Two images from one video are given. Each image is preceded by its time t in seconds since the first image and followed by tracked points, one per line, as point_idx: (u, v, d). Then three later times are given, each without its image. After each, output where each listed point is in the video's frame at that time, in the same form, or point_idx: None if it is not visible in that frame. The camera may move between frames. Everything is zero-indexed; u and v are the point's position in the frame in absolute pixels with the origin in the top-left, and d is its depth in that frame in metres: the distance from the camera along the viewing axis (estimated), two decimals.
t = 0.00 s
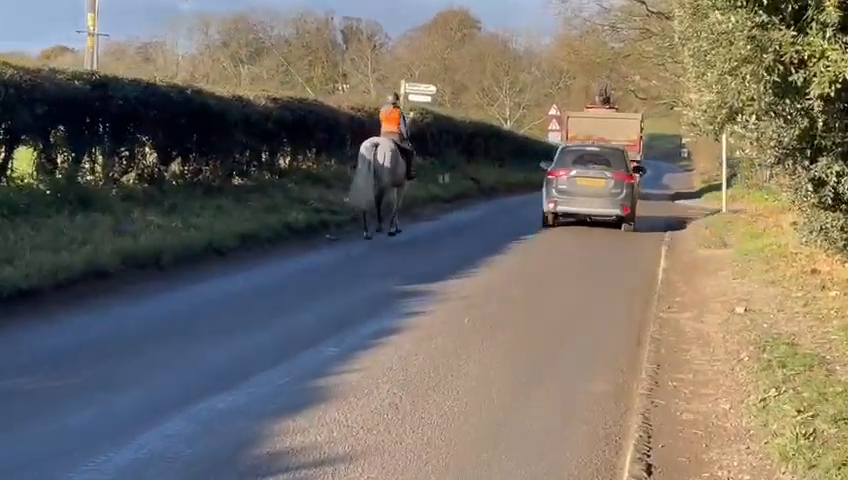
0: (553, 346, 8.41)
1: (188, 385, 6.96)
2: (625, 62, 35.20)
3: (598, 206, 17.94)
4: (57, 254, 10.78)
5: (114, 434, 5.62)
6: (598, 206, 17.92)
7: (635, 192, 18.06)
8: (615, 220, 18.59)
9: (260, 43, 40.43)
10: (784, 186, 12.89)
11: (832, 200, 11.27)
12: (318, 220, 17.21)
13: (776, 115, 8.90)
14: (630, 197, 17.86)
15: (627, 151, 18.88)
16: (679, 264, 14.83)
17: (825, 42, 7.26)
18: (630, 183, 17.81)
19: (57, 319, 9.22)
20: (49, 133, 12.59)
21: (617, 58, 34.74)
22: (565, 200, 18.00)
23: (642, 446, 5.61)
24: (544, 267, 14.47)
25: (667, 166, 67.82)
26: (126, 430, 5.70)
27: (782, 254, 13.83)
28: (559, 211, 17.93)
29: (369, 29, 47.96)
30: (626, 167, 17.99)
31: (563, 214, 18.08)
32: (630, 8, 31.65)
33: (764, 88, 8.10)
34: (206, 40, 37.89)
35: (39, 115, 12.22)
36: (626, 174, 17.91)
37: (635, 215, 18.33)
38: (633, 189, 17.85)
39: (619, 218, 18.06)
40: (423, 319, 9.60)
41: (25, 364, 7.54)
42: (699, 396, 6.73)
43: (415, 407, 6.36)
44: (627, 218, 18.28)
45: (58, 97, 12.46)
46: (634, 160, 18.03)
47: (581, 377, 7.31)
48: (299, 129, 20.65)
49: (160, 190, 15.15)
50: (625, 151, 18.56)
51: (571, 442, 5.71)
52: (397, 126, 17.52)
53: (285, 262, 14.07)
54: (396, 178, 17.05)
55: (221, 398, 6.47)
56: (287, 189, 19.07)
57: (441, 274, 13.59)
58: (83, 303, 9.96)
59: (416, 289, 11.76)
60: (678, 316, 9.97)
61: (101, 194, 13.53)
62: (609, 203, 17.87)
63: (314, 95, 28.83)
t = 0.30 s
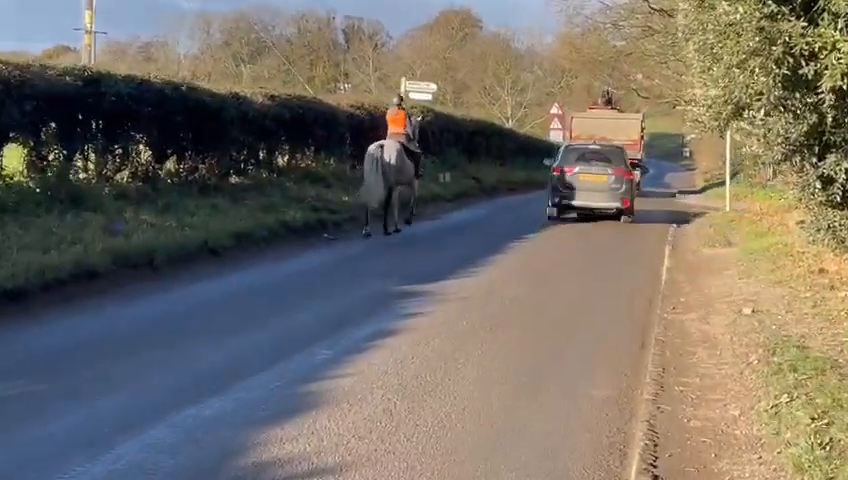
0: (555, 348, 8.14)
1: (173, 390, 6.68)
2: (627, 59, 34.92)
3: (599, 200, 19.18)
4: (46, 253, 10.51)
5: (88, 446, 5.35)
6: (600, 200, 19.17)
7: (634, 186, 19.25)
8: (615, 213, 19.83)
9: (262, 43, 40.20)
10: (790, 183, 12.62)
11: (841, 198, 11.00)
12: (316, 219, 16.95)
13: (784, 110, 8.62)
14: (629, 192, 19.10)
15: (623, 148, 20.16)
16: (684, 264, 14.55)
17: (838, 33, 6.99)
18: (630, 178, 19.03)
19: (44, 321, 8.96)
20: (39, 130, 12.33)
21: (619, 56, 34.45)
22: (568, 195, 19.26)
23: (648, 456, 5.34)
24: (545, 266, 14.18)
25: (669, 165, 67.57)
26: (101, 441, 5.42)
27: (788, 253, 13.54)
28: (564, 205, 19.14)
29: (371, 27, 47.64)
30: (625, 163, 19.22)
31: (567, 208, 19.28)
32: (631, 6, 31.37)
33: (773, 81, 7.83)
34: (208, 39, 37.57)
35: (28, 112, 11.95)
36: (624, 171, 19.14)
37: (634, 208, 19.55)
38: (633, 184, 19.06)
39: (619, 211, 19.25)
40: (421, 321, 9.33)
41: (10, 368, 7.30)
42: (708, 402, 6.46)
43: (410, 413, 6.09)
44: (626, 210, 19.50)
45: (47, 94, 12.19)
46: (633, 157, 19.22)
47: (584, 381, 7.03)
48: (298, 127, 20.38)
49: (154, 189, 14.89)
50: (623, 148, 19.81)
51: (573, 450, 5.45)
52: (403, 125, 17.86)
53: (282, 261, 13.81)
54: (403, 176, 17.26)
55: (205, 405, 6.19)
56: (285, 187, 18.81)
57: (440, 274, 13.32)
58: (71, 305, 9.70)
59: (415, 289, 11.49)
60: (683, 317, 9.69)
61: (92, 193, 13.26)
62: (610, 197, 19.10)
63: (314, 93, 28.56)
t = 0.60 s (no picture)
0: (550, 357, 7.86)
1: (149, 403, 6.39)
2: (626, 60, 34.59)
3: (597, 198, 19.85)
4: (27, 259, 10.22)
5: (55, 462, 5.11)
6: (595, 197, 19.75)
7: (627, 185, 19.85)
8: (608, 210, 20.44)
9: (260, 45, 39.93)
10: (790, 186, 12.35)
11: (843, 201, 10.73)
12: (309, 222, 16.67)
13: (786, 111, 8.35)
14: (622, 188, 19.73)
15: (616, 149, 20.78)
16: (683, 268, 14.27)
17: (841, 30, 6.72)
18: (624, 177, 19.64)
19: (23, 329, 8.69)
20: (21, 132, 12.05)
21: (618, 57, 34.15)
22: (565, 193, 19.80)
23: (647, 474, 5.05)
24: (541, 270, 13.89)
25: (668, 167, 67.27)
26: (71, 459, 5.17)
27: (789, 257, 13.27)
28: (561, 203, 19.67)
29: (369, 30, 47.30)
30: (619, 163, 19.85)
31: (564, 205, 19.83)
32: (630, 7, 31.06)
33: (775, 81, 7.57)
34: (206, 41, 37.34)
35: (11, 113, 11.67)
36: (618, 170, 19.74)
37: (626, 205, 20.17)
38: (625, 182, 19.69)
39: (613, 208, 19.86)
40: (413, 328, 9.05)
41: None
42: (708, 415, 6.18)
43: (396, 427, 5.81)
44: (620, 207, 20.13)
45: (30, 94, 11.91)
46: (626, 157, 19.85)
47: (580, 393, 6.75)
48: (292, 128, 20.09)
49: (143, 191, 14.61)
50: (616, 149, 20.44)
51: (567, 469, 5.17)
52: (406, 125, 18.18)
53: (273, 266, 13.53)
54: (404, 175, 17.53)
55: (181, 419, 5.91)
56: (278, 190, 18.52)
57: (434, 278, 13.04)
58: (52, 312, 9.42)
59: (407, 295, 11.21)
60: (682, 325, 9.39)
61: (78, 196, 12.99)
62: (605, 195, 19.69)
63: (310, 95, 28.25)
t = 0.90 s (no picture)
0: (538, 366, 7.62)
1: (116, 416, 6.13)
2: (622, 63, 34.32)
3: (588, 197, 20.69)
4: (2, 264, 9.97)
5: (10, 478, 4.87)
6: (586, 196, 20.86)
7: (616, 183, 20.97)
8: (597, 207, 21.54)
9: (256, 48, 39.65)
10: (787, 188, 12.10)
11: (841, 205, 10.48)
12: (298, 225, 16.42)
13: (782, 112, 8.09)
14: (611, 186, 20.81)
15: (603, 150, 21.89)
16: (678, 272, 14.00)
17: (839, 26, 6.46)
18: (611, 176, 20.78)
19: None
20: None
21: (614, 58, 33.82)
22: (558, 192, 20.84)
23: None
24: (534, 275, 13.64)
25: (667, 169, 66.91)
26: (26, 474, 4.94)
27: (786, 261, 13.01)
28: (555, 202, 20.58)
29: (366, 32, 46.98)
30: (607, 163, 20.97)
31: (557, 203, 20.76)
32: (626, 8, 30.74)
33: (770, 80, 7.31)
34: (204, 45, 37.69)
35: None
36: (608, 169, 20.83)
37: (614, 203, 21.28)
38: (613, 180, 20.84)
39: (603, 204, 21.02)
40: (397, 336, 8.80)
41: None
42: (698, 429, 5.92)
43: (371, 443, 5.55)
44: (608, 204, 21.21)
45: (9, 96, 11.67)
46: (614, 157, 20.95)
47: (566, 404, 6.48)
48: (282, 131, 19.84)
49: (127, 194, 14.35)
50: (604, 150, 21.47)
51: None
52: (405, 127, 17.78)
53: (260, 270, 13.28)
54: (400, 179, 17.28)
55: (149, 433, 5.67)
56: (268, 193, 18.26)
57: (423, 283, 12.79)
58: (27, 318, 9.16)
59: (395, 301, 10.95)
60: (675, 332, 9.13)
61: (58, 199, 12.72)
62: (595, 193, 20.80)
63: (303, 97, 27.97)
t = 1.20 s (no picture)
0: (528, 379, 7.38)
1: (88, 433, 5.90)
2: (618, 67, 34.09)
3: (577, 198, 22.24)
4: None
5: None
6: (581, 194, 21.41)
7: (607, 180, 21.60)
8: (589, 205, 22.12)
9: (251, 51, 39.36)
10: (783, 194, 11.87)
11: (838, 211, 10.25)
12: (287, 231, 16.17)
13: (778, 118, 7.86)
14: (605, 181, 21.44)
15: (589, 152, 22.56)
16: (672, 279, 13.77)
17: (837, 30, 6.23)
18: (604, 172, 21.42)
19: None
20: None
21: (610, 62, 33.59)
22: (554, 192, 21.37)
23: None
24: (525, 282, 13.40)
25: (662, 173, 66.64)
26: None
27: (782, 268, 12.78)
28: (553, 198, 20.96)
29: (361, 36, 46.70)
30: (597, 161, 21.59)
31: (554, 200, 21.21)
32: (621, 12, 30.52)
33: (765, 85, 7.08)
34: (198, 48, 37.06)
35: None
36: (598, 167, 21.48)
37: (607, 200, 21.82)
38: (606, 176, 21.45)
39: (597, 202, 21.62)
40: (383, 347, 8.55)
41: None
42: (691, 449, 5.68)
43: (348, 465, 5.29)
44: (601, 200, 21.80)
45: None
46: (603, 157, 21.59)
47: (555, 421, 6.24)
48: (272, 135, 19.60)
49: (111, 200, 14.10)
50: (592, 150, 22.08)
51: None
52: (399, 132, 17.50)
53: (246, 277, 13.03)
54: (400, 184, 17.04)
55: (117, 454, 5.43)
56: (257, 198, 18.02)
57: (413, 291, 12.54)
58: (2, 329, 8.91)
59: (382, 310, 10.71)
60: (668, 343, 8.90)
61: (39, 206, 12.49)
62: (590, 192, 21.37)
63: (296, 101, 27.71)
